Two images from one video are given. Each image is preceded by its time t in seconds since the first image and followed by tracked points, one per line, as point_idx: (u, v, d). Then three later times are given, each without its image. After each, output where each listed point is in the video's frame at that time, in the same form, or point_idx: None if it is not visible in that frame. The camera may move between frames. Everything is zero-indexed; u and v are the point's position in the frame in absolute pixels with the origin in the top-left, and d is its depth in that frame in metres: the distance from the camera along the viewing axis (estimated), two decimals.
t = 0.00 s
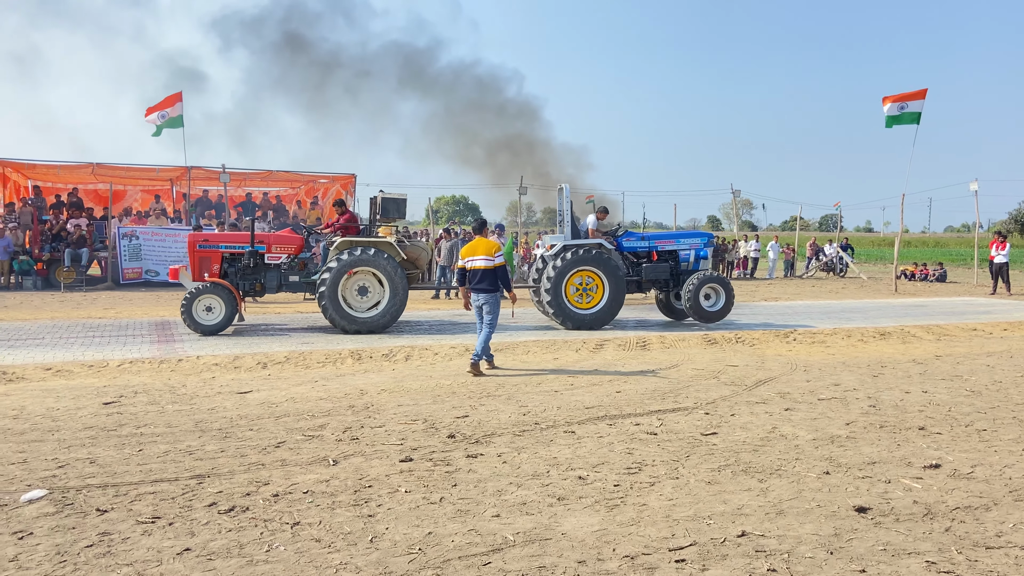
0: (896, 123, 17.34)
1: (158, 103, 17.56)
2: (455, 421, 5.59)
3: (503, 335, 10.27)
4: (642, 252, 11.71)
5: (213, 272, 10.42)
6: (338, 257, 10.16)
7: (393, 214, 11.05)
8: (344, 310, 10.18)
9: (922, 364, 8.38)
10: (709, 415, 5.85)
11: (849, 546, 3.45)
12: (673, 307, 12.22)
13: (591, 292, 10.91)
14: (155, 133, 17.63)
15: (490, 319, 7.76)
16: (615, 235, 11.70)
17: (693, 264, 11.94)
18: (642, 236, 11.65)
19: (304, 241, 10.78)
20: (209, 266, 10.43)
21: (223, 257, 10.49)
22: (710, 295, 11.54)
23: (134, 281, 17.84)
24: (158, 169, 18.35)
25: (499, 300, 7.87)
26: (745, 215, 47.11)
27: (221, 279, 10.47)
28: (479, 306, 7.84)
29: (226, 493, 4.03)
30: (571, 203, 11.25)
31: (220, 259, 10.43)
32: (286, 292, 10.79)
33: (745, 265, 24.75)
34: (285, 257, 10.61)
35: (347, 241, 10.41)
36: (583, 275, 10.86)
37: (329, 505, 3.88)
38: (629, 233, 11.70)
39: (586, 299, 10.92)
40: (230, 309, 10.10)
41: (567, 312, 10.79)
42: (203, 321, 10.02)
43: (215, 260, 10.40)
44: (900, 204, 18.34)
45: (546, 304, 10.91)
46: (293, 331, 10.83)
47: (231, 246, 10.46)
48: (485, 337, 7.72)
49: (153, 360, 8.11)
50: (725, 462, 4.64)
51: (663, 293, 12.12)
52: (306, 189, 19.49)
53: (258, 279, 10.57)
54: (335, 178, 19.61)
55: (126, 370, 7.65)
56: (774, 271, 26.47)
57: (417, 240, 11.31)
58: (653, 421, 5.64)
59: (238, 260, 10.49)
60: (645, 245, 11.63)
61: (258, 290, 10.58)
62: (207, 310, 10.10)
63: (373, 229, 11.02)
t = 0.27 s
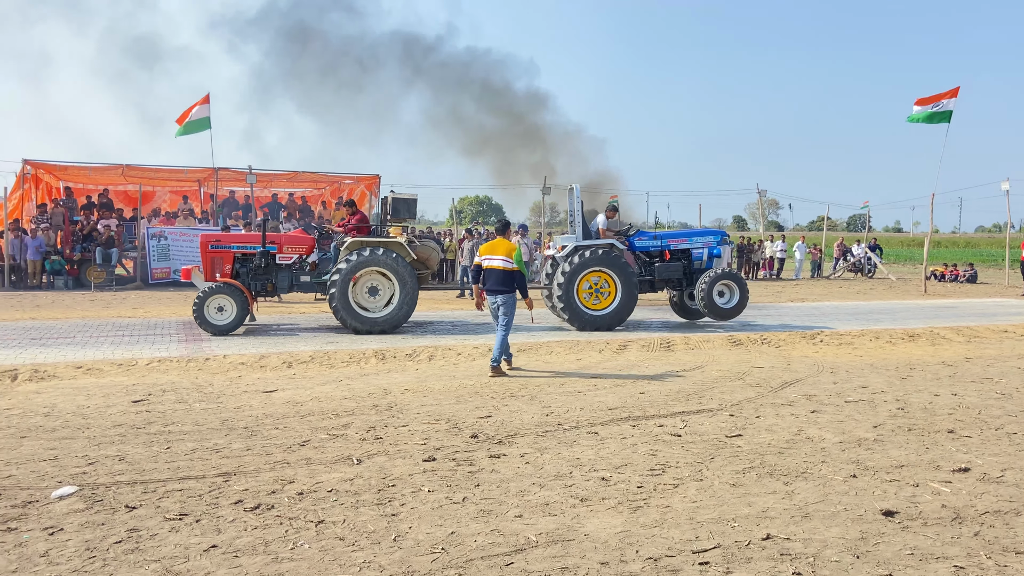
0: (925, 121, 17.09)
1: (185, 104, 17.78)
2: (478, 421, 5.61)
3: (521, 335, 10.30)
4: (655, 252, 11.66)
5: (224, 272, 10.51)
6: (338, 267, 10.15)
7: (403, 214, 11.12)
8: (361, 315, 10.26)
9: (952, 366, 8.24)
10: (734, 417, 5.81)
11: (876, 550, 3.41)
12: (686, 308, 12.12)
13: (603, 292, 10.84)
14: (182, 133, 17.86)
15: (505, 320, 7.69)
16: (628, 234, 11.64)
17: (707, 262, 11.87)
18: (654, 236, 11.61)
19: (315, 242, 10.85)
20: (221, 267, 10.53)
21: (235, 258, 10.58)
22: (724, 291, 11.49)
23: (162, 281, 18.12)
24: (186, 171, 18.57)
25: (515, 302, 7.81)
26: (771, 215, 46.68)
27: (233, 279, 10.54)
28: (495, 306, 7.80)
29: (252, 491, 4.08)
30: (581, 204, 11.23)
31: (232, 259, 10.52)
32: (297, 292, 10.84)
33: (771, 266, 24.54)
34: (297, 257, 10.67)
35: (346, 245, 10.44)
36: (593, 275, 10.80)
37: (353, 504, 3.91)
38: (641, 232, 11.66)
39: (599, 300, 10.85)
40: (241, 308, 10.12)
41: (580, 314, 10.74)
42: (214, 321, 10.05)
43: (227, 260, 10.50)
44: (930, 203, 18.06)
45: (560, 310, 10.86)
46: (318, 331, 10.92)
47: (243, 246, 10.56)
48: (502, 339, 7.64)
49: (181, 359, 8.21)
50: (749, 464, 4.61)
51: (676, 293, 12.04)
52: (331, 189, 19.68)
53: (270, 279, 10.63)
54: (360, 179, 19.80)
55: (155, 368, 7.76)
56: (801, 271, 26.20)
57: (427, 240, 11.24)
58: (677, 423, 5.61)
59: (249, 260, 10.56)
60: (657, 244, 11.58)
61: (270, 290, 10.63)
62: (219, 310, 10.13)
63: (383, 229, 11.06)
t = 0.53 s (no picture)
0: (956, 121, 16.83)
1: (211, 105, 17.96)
2: (501, 421, 5.61)
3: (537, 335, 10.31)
4: (667, 252, 11.61)
5: (236, 272, 10.58)
6: (342, 280, 10.18)
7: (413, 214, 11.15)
8: (379, 318, 10.33)
9: (983, 368, 8.11)
10: (758, 419, 5.76)
11: (903, 554, 3.36)
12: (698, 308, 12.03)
13: (614, 292, 10.78)
14: (207, 133, 18.01)
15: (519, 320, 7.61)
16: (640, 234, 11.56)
17: (719, 262, 11.85)
18: (665, 236, 11.55)
19: (326, 242, 10.92)
20: (232, 266, 10.61)
21: (246, 257, 10.65)
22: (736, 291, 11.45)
23: (189, 281, 18.38)
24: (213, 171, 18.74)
25: (532, 301, 7.77)
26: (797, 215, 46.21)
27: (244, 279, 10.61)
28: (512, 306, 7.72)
29: (277, 489, 4.11)
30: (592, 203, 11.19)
31: (243, 259, 10.59)
32: (308, 292, 10.90)
33: (796, 266, 24.29)
34: (307, 257, 10.75)
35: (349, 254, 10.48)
36: (603, 277, 10.75)
37: (376, 502, 3.93)
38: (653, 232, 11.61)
39: (613, 300, 10.79)
40: (252, 307, 10.17)
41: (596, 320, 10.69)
42: (229, 321, 10.13)
43: (238, 260, 10.57)
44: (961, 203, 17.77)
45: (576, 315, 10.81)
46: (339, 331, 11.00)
47: (254, 246, 10.63)
48: (517, 339, 7.57)
49: (208, 358, 8.31)
50: (774, 466, 4.57)
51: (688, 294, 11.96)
52: (355, 190, 19.77)
53: (281, 279, 10.70)
54: (383, 179, 19.82)
55: (182, 367, 7.86)
56: (827, 272, 25.91)
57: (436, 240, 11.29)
58: (701, 424, 5.58)
59: (260, 260, 10.63)
60: (670, 244, 11.53)
61: (281, 290, 10.70)
62: (231, 309, 10.19)
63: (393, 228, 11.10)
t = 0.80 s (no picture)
0: (989, 121, 16.55)
1: (235, 107, 18.16)
2: (523, 421, 5.61)
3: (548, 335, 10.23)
4: (678, 253, 11.49)
5: (245, 273, 10.61)
6: (349, 290, 10.23)
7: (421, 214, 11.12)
8: (394, 317, 10.38)
9: (1013, 370, 7.98)
10: (782, 420, 5.71)
11: (929, 558, 3.32)
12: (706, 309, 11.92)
13: (625, 288, 10.73)
14: (232, 135, 18.22)
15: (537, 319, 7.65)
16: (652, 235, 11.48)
17: (731, 267, 11.61)
18: (677, 237, 11.40)
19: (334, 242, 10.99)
20: (241, 267, 10.62)
21: (255, 258, 10.69)
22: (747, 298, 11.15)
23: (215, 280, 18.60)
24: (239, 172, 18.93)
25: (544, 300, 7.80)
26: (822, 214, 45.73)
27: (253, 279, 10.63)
28: (528, 306, 7.71)
29: (301, 487, 4.15)
30: (604, 202, 11.16)
31: (252, 259, 10.62)
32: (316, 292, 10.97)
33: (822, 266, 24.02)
34: (316, 257, 10.82)
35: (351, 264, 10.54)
36: (609, 276, 10.71)
37: (399, 501, 3.95)
38: (665, 234, 11.48)
39: (622, 298, 10.75)
40: (263, 303, 10.28)
41: (614, 321, 10.67)
42: (243, 321, 10.22)
43: (248, 261, 10.59)
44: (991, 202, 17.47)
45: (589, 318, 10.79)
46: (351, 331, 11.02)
47: (263, 246, 10.67)
48: (536, 340, 7.52)
49: (233, 356, 8.40)
50: (799, 468, 4.53)
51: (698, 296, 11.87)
52: (378, 190, 19.89)
53: (290, 279, 10.78)
54: (406, 180, 19.93)
55: (208, 366, 7.95)
56: (853, 272, 25.60)
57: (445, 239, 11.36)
58: (724, 425, 5.54)
59: (269, 260, 10.67)
60: (681, 246, 11.40)
61: (290, 290, 10.77)
62: (241, 309, 10.28)
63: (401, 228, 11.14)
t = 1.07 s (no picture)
0: (1021, 119, 16.27)
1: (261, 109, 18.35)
2: (544, 420, 5.61)
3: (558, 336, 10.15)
4: (688, 253, 11.41)
5: (254, 271, 10.75)
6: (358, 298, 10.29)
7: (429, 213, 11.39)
8: (408, 316, 10.43)
9: None
10: (807, 422, 5.65)
11: (956, 561, 3.27)
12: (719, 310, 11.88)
13: (632, 284, 10.68)
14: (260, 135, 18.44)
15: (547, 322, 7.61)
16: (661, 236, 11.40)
17: (741, 267, 11.52)
18: (687, 237, 11.32)
19: (342, 241, 11.02)
20: (251, 265, 10.79)
21: (264, 257, 10.80)
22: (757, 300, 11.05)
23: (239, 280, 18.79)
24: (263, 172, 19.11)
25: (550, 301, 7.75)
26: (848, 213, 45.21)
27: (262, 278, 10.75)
28: (538, 308, 7.64)
29: (324, 484, 4.18)
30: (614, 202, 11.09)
31: (261, 258, 10.74)
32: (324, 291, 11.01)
33: (847, 266, 23.74)
34: (323, 256, 10.87)
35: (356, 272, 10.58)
36: (615, 276, 10.65)
37: (420, 499, 3.97)
38: (675, 234, 11.40)
39: (630, 297, 10.70)
40: (271, 298, 10.37)
41: (630, 321, 10.65)
42: (254, 319, 10.32)
43: (257, 259, 10.76)
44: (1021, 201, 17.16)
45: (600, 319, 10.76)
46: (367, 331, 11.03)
47: (272, 245, 10.77)
48: (552, 340, 7.45)
49: (258, 355, 8.48)
50: (823, 470, 4.48)
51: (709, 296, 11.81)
52: (401, 190, 19.97)
53: (298, 278, 10.82)
54: (428, 179, 20.00)
55: (233, 364, 8.03)
56: (879, 272, 25.27)
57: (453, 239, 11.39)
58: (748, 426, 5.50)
59: (278, 259, 10.77)
60: (690, 246, 11.32)
61: (298, 290, 10.80)
62: (251, 307, 10.35)
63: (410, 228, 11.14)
